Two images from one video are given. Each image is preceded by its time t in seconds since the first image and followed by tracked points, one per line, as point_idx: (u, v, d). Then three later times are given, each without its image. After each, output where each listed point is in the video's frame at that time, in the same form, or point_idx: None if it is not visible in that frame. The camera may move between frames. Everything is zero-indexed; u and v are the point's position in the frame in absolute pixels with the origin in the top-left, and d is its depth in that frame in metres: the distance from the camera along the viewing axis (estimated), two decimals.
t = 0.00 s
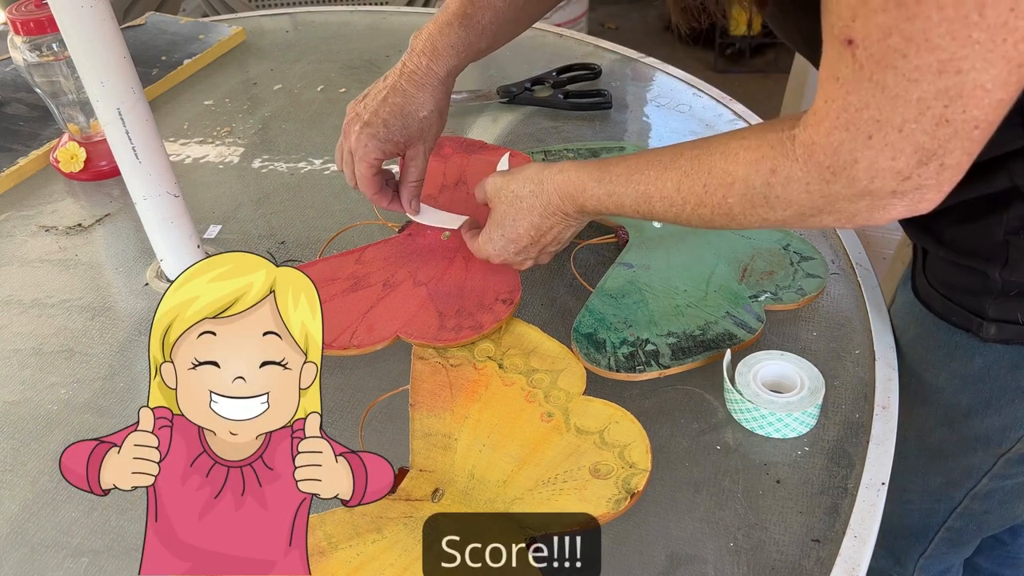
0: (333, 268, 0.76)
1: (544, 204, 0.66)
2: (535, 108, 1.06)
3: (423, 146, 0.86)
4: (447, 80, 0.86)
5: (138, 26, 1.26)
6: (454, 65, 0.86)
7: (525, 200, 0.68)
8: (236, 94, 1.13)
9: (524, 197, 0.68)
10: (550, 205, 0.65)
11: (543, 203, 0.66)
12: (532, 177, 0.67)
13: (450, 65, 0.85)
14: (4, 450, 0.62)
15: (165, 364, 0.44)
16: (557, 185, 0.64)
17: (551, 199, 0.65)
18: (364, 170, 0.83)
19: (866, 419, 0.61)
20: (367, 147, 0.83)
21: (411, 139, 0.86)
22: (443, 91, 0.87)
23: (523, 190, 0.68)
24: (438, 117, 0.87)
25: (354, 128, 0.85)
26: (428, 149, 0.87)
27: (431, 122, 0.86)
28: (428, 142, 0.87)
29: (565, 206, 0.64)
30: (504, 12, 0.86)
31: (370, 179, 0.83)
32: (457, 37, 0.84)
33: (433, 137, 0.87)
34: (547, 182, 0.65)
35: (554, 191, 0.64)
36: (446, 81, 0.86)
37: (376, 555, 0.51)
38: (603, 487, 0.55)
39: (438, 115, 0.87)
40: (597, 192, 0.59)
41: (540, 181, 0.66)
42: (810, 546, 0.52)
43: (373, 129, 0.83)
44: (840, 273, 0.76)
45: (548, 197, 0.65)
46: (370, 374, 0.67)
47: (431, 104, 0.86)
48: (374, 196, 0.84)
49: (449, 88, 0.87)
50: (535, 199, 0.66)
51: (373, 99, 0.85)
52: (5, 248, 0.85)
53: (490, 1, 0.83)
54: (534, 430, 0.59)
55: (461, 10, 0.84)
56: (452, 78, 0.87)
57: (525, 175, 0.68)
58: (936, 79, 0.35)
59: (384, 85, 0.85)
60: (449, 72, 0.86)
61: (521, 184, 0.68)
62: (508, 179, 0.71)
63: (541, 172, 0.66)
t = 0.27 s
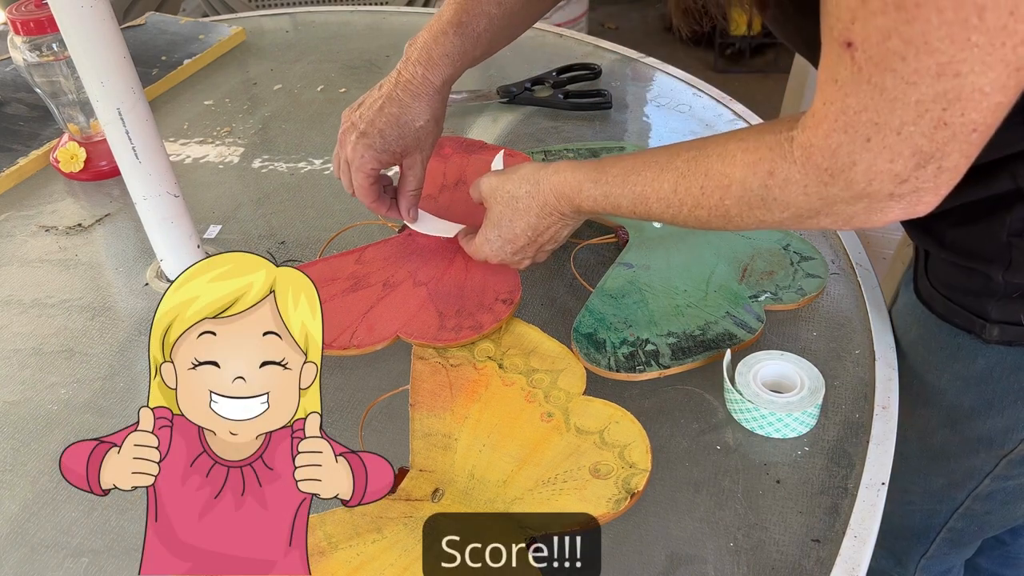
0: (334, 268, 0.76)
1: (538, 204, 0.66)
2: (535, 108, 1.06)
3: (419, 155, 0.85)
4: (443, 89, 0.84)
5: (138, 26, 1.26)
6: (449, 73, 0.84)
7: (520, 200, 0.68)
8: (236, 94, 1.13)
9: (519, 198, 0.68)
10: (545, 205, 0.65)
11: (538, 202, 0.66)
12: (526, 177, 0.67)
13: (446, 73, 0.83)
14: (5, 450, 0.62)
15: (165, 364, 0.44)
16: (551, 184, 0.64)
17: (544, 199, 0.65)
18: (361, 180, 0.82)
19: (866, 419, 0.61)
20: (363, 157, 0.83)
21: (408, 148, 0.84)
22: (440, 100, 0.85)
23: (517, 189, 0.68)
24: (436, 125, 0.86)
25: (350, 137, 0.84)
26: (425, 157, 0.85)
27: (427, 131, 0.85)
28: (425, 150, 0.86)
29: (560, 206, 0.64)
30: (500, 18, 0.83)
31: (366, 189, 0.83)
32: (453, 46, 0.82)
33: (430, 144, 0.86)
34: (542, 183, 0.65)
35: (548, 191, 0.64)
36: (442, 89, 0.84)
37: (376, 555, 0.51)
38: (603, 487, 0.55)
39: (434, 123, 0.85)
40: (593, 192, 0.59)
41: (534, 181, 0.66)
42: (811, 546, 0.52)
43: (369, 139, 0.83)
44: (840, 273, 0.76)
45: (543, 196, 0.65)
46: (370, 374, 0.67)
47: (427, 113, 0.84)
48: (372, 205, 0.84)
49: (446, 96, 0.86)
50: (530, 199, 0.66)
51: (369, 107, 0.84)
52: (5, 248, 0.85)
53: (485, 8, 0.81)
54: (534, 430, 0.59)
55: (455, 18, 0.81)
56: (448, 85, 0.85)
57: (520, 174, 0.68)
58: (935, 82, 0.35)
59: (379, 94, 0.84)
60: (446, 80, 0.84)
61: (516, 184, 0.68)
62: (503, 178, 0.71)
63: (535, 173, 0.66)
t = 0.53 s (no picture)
0: (334, 268, 0.76)
1: (535, 203, 0.66)
2: (535, 108, 1.06)
3: (417, 159, 0.85)
4: (439, 93, 0.84)
5: (138, 26, 1.26)
6: (445, 77, 0.83)
7: (517, 199, 0.68)
8: (236, 94, 1.13)
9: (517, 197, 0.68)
10: (542, 205, 0.65)
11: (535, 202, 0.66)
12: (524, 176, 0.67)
13: (442, 77, 0.83)
14: (4, 450, 0.62)
15: (165, 364, 0.44)
16: (548, 184, 0.64)
17: (541, 198, 0.65)
18: (359, 187, 0.82)
19: (866, 419, 0.61)
20: (360, 162, 0.82)
21: (405, 152, 0.84)
22: (437, 104, 0.85)
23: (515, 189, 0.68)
24: (432, 129, 0.86)
25: (347, 143, 0.83)
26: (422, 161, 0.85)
27: (424, 135, 0.85)
28: (422, 153, 0.86)
29: (557, 205, 0.64)
30: (496, 21, 0.83)
31: (365, 194, 0.82)
32: (449, 50, 0.82)
33: (427, 147, 0.86)
34: (539, 182, 0.65)
35: (545, 190, 0.64)
36: (438, 93, 0.84)
37: (376, 555, 0.51)
38: (603, 487, 0.55)
39: (431, 127, 0.85)
40: (591, 193, 0.59)
41: (532, 180, 0.66)
42: (811, 546, 0.52)
43: (366, 144, 0.82)
44: (840, 273, 0.76)
45: (540, 195, 0.65)
46: (370, 374, 0.67)
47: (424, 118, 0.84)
48: (371, 210, 0.83)
49: (442, 100, 0.85)
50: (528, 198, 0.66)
51: (365, 113, 0.83)
52: (5, 248, 0.85)
53: (481, 12, 0.81)
54: (534, 430, 0.59)
55: (451, 22, 0.81)
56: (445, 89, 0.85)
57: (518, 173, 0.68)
58: (935, 84, 0.35)
59: (376, 100, 0.84)
60: (442, 84, 0.83)
61: (513, 184, 0.68)
62: (500, 177, 0.71)
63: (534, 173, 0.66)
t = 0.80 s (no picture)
0: (334, 268, 0.76)
1: (536, 203, 0.66)
2: (535, 108, 1.06)
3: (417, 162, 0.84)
4: (439, 97, 0.84)
5: (138, 26, 1.26)
6: (445, 80, 0.83)
7: (518, 200, 0.68)
8: (236, 94, 1.13)
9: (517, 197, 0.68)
10: (542, 205, 0.65)
11: (535, 203, 0.66)
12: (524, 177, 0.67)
13: (442, 81, 0.83)
14: (4, 450, 0.62)
15: (165, 363, 0.44)
16: (548, 184, 0.64)
17: (542, 198, 0.65)
18: (360, 191, 0.81)
19: (866, 420, 0.61)
20: (361, 166, 0.82)
21: (405, 156, 0.84)
22: (438, 108, 0.85)
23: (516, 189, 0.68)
24: (432, 133, 0.85)
25: (348, 147, 0.83)
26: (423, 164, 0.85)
27: (425, 139, 0.85)
28: (422, 157, 0.86)
29: (558, 207, 0.64)
30: (496, 24, 0.83)
31: (366, 198, 0.82)
32: (449, 54, 0.82)
33: (427, 150, 0.86)
34: (539, 183, 0.65)
35: (546, 191, 0.64)
36: (438, 96, 0.84)
37: (376, 555, 0.51)
38: (603, 487, 0.55)
39: (431, 131, 0.85)
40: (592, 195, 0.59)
41: (532, 181, 0.66)
42: (810, 546, 0.52)
43: (367, 149, 0.82)
44: (840, 273, 0.76)
45: (540, 196, 0.65)
46: (370, 374, 0.67)
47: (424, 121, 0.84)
48: (371, 213, 0.83)
49: (442, 103, 0.86)
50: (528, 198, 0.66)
51: (365, 117, 0.83)
52: (5, 248, 0.85)
53: (481, 15, 0.81)
54: (534, 430, 0.59)
55: (451, 26, 0.81)
56: (445, 93, 0.85)
57: (518, 174, 0.68)
58: (933, 87, 0.35)
59: (377, 105, 0.84)
60: (442, 88, 0.84)
61: (513, 185, 0.68)
62: (501, 177, 0.71)
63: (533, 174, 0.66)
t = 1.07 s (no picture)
0: (334, 269, 0.76)
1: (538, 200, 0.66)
2: (535, 108, 1.06)
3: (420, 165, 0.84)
4: (442, 99, 0.84)
5: (138, 26, 1.26)
6: (448, 82, 0.83)
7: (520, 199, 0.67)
8: (236, 94, 1.13)
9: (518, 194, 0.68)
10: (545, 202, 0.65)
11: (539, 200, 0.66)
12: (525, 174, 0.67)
13: (445, 83, 0.83)
14: (4, 450, 0.62)
15: (165, 363, 0.44)
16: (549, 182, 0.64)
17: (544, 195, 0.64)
18: (362, 193, 0.81)
19: (866, 420, 0.61)
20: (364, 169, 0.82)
21: (408, 158, 0.84)
22: (440, 111, 0.85)
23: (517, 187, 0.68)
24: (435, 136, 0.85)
25: (350, 150, 0.83)
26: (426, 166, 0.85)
27: (428, 141, 0.84)
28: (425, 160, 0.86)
29: (559, 204, 0.64)
30: (497, 26, 0.83)
31: (368, 200, 0.81)
32: (451, 56, 0.82)
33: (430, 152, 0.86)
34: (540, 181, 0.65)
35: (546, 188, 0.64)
36: (440, 98, 0.84)
37: (376, 555, 0.51)
38: (603, 487, 0.55)
39: (434, 133, 0.85)
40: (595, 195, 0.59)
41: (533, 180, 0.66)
42: (810, 546, 0.52)
43: (369, 151, 0.82)
44: (840, 273, 0.76)
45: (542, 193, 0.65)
46: (370, 374, 0.67)
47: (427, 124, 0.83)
48: (373, 215, 0.82)
49: (444, 106, 0.85)
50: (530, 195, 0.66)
51: (367, 119, 0.83)
52: (5, 248, 0.85)
53: (483, 17, 0.81)
54: (535, 430, 0.59)
55: (454, 29, 0.81)
56: (447, 96, 0.85)
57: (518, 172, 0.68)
58: (933, 87, 0.35)
59: (379, 107, 0.83)
60: (444, 90, 0.83)
61: (515, 184, 0.68)
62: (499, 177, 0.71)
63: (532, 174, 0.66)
